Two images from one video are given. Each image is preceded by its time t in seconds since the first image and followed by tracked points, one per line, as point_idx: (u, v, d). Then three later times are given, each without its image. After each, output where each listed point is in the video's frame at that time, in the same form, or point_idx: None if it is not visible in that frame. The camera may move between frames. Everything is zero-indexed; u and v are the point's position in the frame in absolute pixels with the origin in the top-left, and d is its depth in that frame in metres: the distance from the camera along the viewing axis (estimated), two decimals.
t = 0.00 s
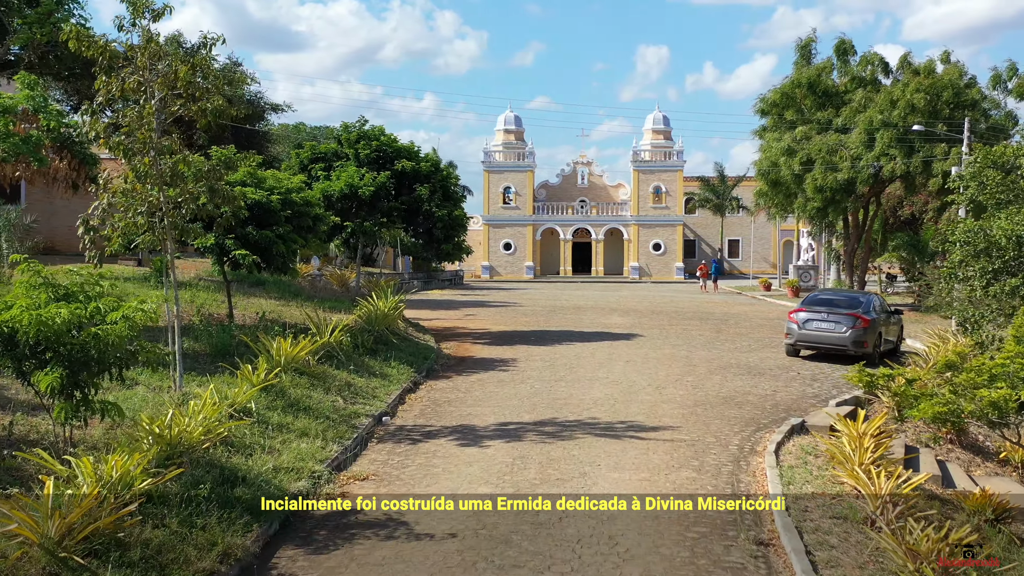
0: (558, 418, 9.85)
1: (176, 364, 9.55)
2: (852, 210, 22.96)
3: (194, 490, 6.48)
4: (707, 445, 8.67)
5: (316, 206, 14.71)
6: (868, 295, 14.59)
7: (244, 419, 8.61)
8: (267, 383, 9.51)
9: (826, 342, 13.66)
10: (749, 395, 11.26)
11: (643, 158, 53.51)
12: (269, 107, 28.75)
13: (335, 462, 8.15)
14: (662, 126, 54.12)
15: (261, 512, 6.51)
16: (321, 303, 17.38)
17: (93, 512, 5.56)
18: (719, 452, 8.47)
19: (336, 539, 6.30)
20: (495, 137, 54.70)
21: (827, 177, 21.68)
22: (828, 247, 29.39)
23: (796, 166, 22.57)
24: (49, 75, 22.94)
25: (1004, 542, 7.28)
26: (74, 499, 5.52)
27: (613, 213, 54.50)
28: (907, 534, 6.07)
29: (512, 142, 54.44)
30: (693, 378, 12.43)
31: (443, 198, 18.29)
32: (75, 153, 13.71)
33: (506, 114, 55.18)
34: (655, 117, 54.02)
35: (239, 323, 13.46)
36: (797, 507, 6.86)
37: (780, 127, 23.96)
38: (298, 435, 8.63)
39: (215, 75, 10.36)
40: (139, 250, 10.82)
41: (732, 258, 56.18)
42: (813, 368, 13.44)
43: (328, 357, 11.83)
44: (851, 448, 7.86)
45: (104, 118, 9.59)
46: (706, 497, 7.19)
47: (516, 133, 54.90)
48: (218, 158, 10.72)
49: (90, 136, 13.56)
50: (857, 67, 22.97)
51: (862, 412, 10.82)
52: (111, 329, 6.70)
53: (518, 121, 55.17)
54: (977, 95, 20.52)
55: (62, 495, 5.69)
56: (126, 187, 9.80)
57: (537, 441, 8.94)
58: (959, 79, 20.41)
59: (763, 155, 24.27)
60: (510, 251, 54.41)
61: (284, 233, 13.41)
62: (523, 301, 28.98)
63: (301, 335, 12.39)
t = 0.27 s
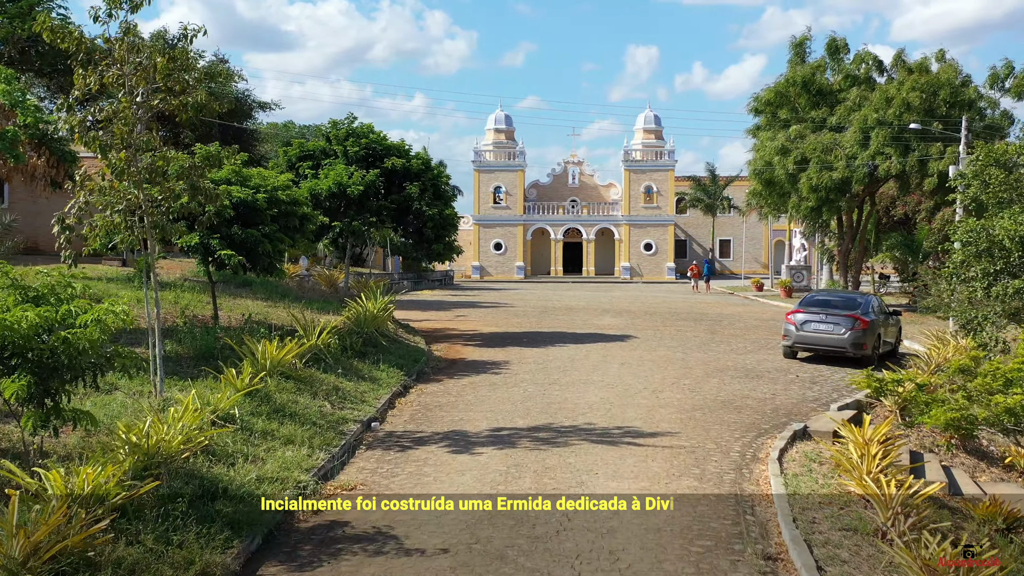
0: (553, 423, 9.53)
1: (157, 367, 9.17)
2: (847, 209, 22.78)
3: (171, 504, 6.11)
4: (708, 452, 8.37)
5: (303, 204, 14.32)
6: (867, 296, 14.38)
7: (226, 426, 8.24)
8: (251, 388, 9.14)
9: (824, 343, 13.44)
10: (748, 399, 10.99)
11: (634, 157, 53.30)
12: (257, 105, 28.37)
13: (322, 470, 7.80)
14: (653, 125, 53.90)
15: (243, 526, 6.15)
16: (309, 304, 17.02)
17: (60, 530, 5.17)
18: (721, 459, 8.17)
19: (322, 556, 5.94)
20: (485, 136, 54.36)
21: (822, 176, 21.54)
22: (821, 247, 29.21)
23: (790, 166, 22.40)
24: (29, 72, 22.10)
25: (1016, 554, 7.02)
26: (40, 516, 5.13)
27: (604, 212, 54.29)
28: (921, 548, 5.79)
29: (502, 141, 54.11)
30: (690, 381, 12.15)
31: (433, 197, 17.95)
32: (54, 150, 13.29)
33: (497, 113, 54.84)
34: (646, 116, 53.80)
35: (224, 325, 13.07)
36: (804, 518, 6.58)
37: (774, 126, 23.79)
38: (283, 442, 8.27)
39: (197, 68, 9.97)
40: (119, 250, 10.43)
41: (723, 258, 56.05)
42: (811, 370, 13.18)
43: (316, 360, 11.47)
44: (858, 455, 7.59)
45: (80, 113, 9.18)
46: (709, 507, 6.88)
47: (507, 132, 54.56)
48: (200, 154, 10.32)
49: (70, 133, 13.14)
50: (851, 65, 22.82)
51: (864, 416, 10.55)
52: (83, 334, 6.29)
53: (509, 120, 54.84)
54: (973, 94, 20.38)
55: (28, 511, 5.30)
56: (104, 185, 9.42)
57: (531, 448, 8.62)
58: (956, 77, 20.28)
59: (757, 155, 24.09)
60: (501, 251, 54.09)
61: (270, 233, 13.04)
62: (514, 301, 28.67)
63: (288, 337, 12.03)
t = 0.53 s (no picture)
0: (551, 429, 9.22)
1: (139, 372, 8.81)
2: (844, 208, 22.57)
3: (149, 521, 5.76)
4: (712, 460, 8.07)
5: (293, 203, 13.96)
6: (868, 297, 14.19)
7: (211, 433, 7.88)
8: (237, 393, 8.79)
9: (825, 345, 13.24)
10: (749, 403, 10.71)
11: (627, 157, 53.04)
12: (247, 103, 27.99)
13: (311, 480, 7.46)
14: (647, 124, 53.65)
15: (226, 541, 5.81)
16: (299, 305, 16.66)
17: (27, 550, 4.80)
18: (725, 468, 7.88)
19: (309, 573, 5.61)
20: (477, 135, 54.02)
21: (819, 175, 21.37)
22: (817, 246, 28.99)
23: (788, 164, 22.29)
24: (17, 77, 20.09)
25: None
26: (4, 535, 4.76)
27: (597, 212, 54.06)
28: (941, 564, 5.51)
29: (495, 141, 53.77)
30: (690, 384, 11.86)
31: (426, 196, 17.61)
32: (34, 147, 12.88)
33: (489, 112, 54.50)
34: (639, 115, 53.55)
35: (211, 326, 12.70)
36: (816, 531, 6.29)
37: (771, 126, 23.56)
38: (271, 450, 7.93)
39: (180, 61, 9.60)
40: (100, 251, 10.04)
41: (717, 258, 55.88)
42: (812, 372, 12.91)
43: (305, 364, 11.11)
44: (869, 463, 7.32)
45: (58, 107, 8.80)
46: (716, 519, 6.59)
47: (499, 131, 54.20)
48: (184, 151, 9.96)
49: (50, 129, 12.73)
50: (848, 63, 22.65)
51: (869, 421, 10.28)
52: (55, 339, 5.91)
53: (501, 119, 54.50)
54: (972, 92, 20.21)
55: None
56: (82, 182, 9.03)
57: (529, 455, 8.31)
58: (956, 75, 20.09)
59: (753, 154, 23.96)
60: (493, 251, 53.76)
61: (258, 231, 12.67)
62: (507, 301, 28.33)
63: (276, 340, 11.68)
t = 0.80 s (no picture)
0: (547, 435, 8.89)
1: (120, 377, 8.44)
2: (841, 207, 22.37)
3: (124, 538, 5.40)
4: (716, 468, 7.76)
5: (282, 202, 13.60)
6: (871, 298, 13.97)
7: (194, 442, 7.52)
8: (222, 400, 8.44)
9: (827, 347, 13.01)
10: (751, 408, 10.41)
11: (620, 156, 52.78)
12: (237, 100, 27.62)
13: (298, 491, 7.11)
14: (640, 123, 53.40)
15: (207, 559, 5.47)
16: (289, 306, 16.31)
17: None
18: (730, 476, 7.56)
19: None
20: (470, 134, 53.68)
21: (817, 174, 21.23)
22: (813, 246, 28.78)
23: (784, 163, 22.16)
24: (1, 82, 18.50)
25: None
26: None
27: (591, 212, 53.82)
28: None
29: (487, 140, 53.45)
30: (689, 388, 11.56)
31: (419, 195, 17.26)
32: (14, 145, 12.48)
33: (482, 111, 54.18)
34: (633, 114, 53.29)
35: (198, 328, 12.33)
36: (829, 545, 5.99)
37: (767, 125, 23.52)
38: (257, 459, 7.58)
39: (161, 53, 9.24)
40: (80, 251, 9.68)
41: (710, 258, 55.68)
42: (813, 376, 12.63)
43: (293, 368, 10.74)
44: (880, 473, 7.05)
45: (34, 101, 8.43)
46: (723, 532, 6.28)
47: (492, 130, 53.88)
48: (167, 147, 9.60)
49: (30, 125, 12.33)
50: (845, 61, 22.54)
51: (875, 425, 10.00)
52: (23, 344, 5.55)
53: (494, 118, 54.18)
54: (971, 90, 20.02)
55: None
56: (61, 179, 8.68)
57: (525, 463, 7.98)
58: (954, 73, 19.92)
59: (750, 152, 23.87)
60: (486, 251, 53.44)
61: (245, 230, 12.29)
62: (500, 302, 28.03)
63: (264, 342, 11.32)
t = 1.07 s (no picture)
0: (545, 442, 8.57)
1: (99, 383, 8.07)
2: (838, 206, 22.16)
3: (96, 558, 5.06)
4: (720, 477, 7.46)
5: (271, 201, 13.24)
6: (872, 299, 13.78)
7: (175, 451, 7.17)
8: (207, 406, 8.10)
9: (828, 349, 12.79)
10: (753, 412, 10.11)
11: (614, 156, 52.51)
12: (226, 98, 27.23)
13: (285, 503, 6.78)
14: (634, 123, 53.16)
15: None
16: (278, 307, 15.95)
17: None
18: (736, 485, 7.26)
19: None
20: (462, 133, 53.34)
21: (814, 172, 21.07)
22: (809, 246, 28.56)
23: (782, 161, 21.94)
24: None
25: None
26: None
27: (584, 211, 53.56)
28: None
29: (480, 139, 53.12)
30: (689, 391, 11.26)
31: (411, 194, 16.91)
32: None
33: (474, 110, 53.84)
34: (626, 113, 53.04)
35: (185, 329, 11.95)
36: (843, 560, 5.71)
37: (765, 123, 23.23)
38: (242, 469, 7.23)
39: (143, 45, 8.89)
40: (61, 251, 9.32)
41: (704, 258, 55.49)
42: (815, 379, 12.35)
43: (282, 372, 10.38)
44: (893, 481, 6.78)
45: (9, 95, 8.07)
46: (731, 547, 5.97)
47: (485, 130, 53.55)
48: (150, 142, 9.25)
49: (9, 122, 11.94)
50: (843, 58, 22.39)
51: (882, 430, 9.72)
52: None
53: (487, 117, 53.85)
54: (970, 88, 19.87)
55: None
56: (39, 176, 8.33)
57: (522, 471, 7.65)
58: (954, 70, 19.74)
59: (747, 151, 23.77)
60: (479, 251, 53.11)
61: (232, 229, 11.91)
62: (494, 302, 27.70)
63: (251, 345, 10.97)
